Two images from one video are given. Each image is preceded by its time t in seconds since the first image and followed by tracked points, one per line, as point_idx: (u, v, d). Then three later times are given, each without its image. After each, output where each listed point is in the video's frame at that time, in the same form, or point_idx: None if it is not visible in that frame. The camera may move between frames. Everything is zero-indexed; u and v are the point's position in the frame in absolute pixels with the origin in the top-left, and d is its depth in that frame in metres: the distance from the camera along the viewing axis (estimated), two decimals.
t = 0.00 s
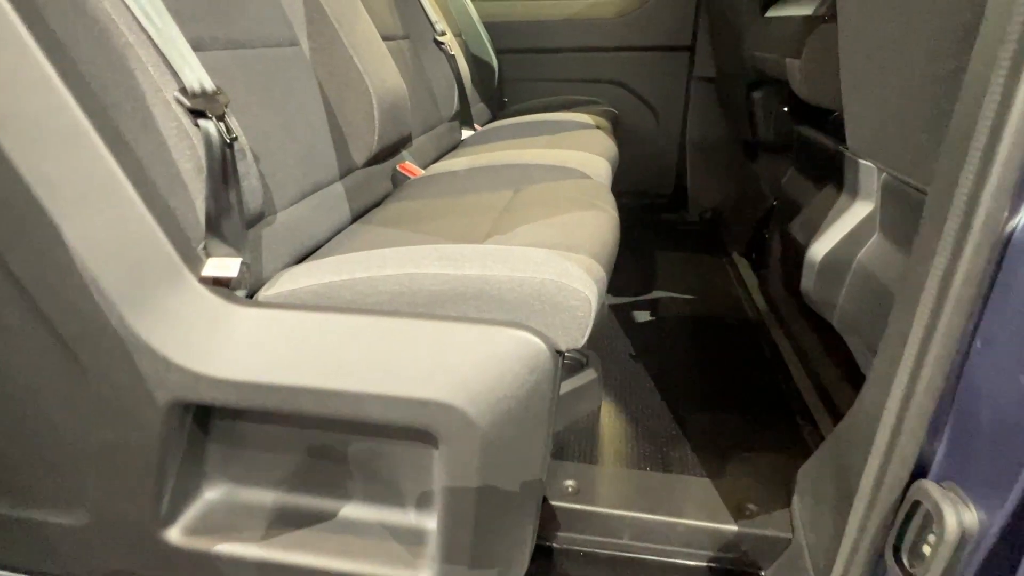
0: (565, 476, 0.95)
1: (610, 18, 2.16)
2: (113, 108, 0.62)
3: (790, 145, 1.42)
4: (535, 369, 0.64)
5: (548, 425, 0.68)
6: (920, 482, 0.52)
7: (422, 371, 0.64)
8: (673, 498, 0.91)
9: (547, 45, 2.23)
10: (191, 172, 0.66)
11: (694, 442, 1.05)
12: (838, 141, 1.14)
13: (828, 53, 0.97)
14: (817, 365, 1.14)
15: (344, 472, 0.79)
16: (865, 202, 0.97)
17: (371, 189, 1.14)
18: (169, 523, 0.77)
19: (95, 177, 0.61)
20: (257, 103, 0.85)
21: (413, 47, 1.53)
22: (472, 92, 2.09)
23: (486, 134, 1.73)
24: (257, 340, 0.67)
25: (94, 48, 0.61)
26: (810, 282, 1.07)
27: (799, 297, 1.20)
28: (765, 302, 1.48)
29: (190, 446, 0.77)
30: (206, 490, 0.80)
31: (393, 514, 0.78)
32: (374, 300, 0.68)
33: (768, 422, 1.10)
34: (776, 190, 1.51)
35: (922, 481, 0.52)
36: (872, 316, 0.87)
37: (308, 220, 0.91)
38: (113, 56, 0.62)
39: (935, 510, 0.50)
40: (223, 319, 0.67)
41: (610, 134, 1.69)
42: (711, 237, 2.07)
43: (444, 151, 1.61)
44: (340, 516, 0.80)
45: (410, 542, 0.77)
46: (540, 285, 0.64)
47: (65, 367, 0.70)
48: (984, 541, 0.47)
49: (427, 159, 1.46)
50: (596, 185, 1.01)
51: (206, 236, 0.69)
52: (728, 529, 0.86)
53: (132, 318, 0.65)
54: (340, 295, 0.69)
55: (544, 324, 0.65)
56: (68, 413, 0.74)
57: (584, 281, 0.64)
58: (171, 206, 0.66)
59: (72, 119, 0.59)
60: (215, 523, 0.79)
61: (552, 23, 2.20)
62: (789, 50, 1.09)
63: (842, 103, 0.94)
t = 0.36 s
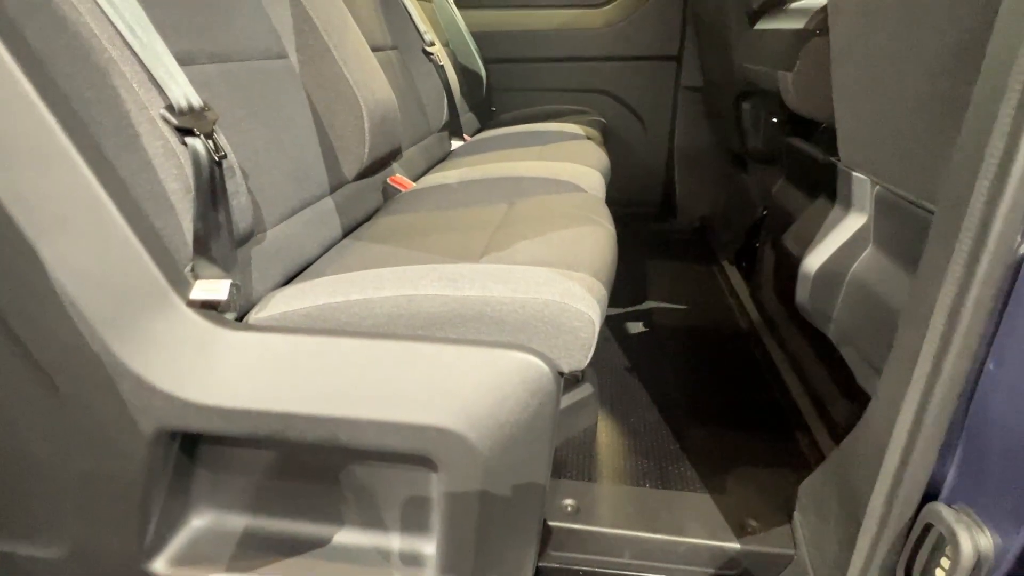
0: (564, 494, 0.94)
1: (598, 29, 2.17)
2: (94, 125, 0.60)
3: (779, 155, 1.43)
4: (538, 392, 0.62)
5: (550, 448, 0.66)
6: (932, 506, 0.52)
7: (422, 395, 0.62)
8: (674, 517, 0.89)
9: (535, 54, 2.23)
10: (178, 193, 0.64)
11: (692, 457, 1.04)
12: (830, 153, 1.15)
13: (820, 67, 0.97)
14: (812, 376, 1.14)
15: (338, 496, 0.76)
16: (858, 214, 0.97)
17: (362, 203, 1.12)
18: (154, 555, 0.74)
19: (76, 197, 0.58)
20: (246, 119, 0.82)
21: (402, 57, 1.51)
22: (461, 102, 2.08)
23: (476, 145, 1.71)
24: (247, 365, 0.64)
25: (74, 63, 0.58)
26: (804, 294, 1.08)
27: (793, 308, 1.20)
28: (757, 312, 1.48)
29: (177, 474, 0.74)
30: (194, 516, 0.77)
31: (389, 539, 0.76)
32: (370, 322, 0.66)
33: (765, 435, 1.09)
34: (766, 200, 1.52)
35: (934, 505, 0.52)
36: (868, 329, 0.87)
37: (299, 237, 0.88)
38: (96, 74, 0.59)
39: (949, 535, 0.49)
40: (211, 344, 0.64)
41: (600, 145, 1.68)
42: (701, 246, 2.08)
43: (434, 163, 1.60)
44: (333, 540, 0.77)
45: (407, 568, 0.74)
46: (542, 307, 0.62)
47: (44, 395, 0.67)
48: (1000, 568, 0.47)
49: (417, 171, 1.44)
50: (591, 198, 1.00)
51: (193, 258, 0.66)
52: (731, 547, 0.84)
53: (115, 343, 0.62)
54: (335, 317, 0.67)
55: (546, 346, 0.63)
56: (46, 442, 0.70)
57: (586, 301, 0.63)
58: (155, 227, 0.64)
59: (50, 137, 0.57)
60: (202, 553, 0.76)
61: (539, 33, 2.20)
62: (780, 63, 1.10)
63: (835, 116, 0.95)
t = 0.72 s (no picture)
0: (563, 510, 0.92)
1: (587, 40, 2.19)
2: (84, 140, 0.58)
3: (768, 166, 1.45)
4: (540, 410, 0.62)
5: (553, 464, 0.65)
6: (937, 521, 0.52)
7: (423, 415, 0.61)
8: (675, 532, 0.88)
9: (525, 65, 2.24)
10: (171, 211, 0.62)
11: (690, 469, 1.04)
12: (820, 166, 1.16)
13: (810, 81, 0.99)
14: (806, 386, 1.15)
15: (334, 517, 0.74)
16: (849, 226, 0.98)
17: (356, 217, 1.11)
18: None
19: (67, 216, 0.57)
20: (240, 133, 0.81)
21: (393, 68, 1.51)
22: (451, 113, 2.08)
23: (467, 156, 1.71)
24: (245, 386, 0.63)
25: (65, 80, 0.56)
26: (798, 304, 1.08)
27: (786, 318, 1.20)
28: (749, 321, 1.49)
29: (168, 497, 0.72)
30: (185, 540, 0.74)
31: (388, 560, 0.73)
32: (369, 340, 0.65)
33: (761, 446, 1.09)
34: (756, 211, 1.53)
35: (939, 519, 0.52)
36: (862, 340, 0.88)
37: (293, 252, 0.87)
38: (89, 91, 0.57)
39: (954, 549, 0.49)
40: (205, 365, 0.63)
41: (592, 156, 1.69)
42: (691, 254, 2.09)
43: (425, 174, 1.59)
44: (329, 561, 0.75)
45: None
46: (544, 324, 0.61)
47: (29, 419, 0.65)
48: None
49: (409, 183, 1.44)
50: (586, 211, 1.00)
51: (187, 276, 0.64)
52: (731, 560, 0.83)
53: (105, 364, 0.61)
54: (333, 336, 0.65)
55: (549, 363, 0.63)
56: (32, 467, 0.68)
57: (589, 318, 0.63)
58: (148, 245, 0.62)
59: (40, 156, 0.55)
60: None
61: (529, 44, 2.21)
62: (770, 77, 1.12)
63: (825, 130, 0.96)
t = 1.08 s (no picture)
0: (564, 529, 0.92)
1: (578, 56, 2.22)
2: (86, 167, 0.58)
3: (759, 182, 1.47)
4: (545, 433, 0.62)
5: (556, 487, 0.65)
6: (942, 540, 0.52)
7: (428, 439, 0.61)
8: (676, 549, 0.88)
9: (517, 81, 2.26)
10: (173, 237, 0.62)
11: (688, 485, 1.04)
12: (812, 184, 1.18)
13: (801, 101, 1.01)
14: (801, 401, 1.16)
15: (333, 542, 0.72)
16: (841, 243, 1.00)
17: (352, 235, 1.11)
18: None
19: (68, 243, 0.56)
20: (239, 155, 0.81)
21: (388, 85, 1.52)
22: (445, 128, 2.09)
23: (461, 172, 1.72)
24: (246, 412, 0.62)
25: (68, 107, 0.56)
26: (792, 321, 1.10)
27: (779, 333, 1.22)
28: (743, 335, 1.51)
29: (164, 524, 0.71)
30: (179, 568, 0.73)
31: None
32: (373, 364, 0.65)
33: (758, 462, 1.10)
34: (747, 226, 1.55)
35: (944, 539, 0.52)
36: (856, 356, 0.90)
37: (292, 273, 0.87)
38: (93, 117, 0.57)
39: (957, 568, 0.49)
40: (207, 391, 0.62)
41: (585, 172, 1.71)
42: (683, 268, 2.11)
43: (420, 190, 1.59)
44: None
45: None
46: (549, 348, 0.62)
47: (24, 447, 0.64)
48: None
49: (404, 199, 1.44)
50: (583, 229, 1.01)
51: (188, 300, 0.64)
52: None
53: (103, 391, 0.60)
54: (336, 360, 0.65)
55: (553, 386, 0.63)
56: (25, 496, 0.66)
57: (592, 340, 0.63)
58: (150, 272, 0.62)
59: (41, 182, 0.54)
60: None
61: (521, 60, 2.24)
62: (762, 97, 1.14)
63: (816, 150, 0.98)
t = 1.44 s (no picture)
0: (570, 553, 0.95)
1: (574, 74, 2.25)
2: (99, 201, 0.58)
3: (755, 201, 1.49)
4: (553, 461, 0.63)
5: (564, 514, 0.66)
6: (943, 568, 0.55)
7: (438, 470, 0.60)
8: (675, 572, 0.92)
9: (514, 98, 2.29)
10: (186, 269, 0.62)
11: (691, 506, 1.05)
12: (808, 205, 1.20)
13: (797, 126, 1.04)
14: (800, 420, 1.17)
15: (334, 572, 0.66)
16: (838, 265, 1.02)
17: (355, 257, 1.11)
18: None
19: (80, 277, 0.56)
20: (246, 182, 0.81)
21: (388, 106, 1.53)
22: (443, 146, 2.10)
23: (460, 190, 1.73)
24: (256, 443, 0.62)
25: (83, 143, 0.56)
26: (790, 341, 1.11)
27: (777, 352, 1.23)
28: (740, 352, 1.52)
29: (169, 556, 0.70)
30: None
31: None
32: (383, 395, 0.65)
33: (760, 483, 1.11)
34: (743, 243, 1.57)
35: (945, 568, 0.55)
36: (856, 377, 0.91)
37: (298, 298, 0.87)
38: (108, 154, 0.58)
39: None
40: (218, 422, 0.63)
41: (583, 190, 1.73)
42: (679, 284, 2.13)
43: (419, 210, 1.60)
44: None
45: None
46: (559, 378, 0.62)
47: (30, 480, 0.63)
48: None
49: (404, 219, 1.45)
50: (586, 252, 1.03)
51: (199, 331, 0.65)
52: None
53: (112, 423, 0.59)
54: (346, 390, 0.66)
55: (562, 414, 0.64)
56: (29, 529, 0.66)
57: (600, 369, 0.64)
58: (160, 303, 0.62)
59: (55, 217, 0.55)
60: None
61: (517, 78, 2.26)
62: (758, 120, 1.16)
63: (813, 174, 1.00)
